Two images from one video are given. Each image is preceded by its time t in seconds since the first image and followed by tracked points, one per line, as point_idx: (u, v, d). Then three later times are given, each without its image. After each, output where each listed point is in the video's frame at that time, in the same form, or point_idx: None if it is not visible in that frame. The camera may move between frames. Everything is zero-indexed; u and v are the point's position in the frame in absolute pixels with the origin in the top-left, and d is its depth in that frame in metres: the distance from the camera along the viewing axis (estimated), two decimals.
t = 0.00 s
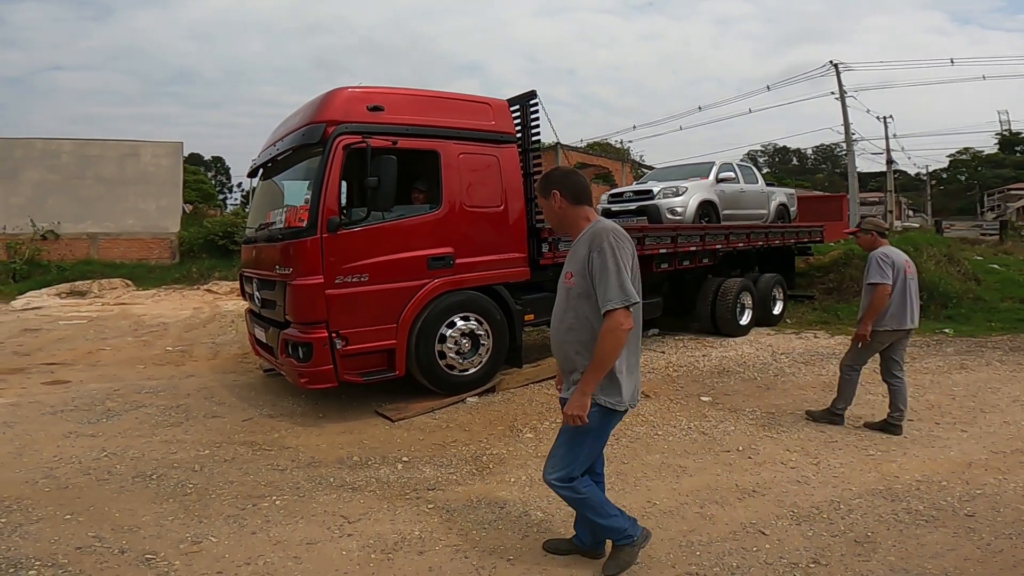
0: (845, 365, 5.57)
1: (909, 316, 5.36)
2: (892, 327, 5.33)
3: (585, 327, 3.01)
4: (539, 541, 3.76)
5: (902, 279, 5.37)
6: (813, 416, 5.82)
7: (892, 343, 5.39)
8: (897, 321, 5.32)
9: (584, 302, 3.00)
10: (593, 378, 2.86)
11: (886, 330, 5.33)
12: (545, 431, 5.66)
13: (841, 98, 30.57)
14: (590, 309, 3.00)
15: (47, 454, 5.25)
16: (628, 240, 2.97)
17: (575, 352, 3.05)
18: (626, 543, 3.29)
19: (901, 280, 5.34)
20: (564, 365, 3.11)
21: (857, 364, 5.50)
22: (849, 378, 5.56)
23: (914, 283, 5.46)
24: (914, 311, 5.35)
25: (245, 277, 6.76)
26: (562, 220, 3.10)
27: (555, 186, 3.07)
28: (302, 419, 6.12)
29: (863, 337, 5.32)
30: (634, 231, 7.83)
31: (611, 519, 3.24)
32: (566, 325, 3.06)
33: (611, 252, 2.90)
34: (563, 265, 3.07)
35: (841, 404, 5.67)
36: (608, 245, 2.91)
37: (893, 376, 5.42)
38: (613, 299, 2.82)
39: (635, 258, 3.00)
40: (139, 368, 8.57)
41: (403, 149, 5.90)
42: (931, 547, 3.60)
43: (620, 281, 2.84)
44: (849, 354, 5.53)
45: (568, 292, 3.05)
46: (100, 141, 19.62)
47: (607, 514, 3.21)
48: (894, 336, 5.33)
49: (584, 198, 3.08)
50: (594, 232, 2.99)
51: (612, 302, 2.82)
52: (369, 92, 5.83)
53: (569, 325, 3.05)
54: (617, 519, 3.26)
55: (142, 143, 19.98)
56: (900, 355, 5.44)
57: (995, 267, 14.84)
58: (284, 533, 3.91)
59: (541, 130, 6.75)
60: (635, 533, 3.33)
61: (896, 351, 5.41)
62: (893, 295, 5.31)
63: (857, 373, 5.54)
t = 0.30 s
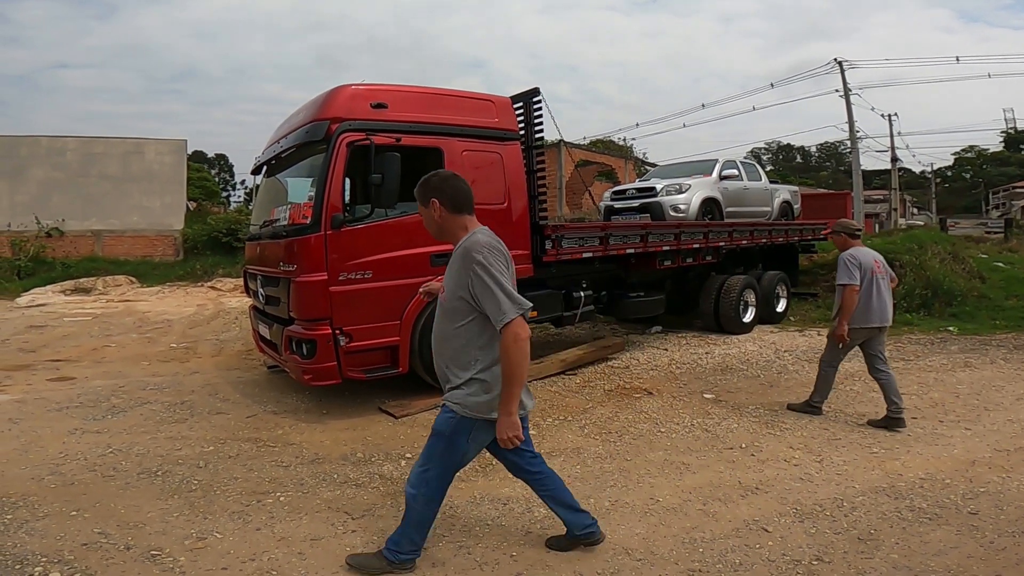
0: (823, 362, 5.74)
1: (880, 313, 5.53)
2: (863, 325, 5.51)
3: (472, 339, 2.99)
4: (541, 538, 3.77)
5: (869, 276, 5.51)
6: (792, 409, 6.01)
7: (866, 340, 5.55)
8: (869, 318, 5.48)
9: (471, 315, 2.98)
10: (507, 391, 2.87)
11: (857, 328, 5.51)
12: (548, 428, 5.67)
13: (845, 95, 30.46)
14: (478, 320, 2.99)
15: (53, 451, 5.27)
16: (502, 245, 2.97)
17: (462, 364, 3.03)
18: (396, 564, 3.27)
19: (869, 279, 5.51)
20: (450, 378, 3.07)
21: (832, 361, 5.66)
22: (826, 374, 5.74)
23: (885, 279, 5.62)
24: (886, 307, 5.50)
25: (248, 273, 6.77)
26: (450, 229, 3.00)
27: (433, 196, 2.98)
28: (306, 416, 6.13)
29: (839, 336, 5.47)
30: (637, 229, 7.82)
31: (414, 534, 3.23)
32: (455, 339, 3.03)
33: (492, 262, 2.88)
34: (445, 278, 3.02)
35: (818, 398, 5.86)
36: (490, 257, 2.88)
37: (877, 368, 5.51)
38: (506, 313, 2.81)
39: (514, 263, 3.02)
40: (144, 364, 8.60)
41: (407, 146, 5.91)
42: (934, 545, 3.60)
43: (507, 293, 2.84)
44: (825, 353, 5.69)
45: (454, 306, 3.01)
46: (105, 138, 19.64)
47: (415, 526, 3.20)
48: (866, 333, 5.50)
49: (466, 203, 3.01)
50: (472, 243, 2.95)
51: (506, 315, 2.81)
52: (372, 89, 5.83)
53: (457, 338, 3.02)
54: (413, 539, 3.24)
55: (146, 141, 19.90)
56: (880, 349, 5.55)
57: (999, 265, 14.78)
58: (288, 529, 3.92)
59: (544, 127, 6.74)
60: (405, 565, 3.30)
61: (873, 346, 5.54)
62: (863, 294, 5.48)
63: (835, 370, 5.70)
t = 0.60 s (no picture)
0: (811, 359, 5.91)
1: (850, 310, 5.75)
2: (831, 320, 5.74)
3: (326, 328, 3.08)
4: (544, 540, 3.78)
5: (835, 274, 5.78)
6: (795, 411, 6.02)
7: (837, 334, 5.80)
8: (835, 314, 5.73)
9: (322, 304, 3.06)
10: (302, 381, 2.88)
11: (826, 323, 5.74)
12: (550, 430, 5.67)
13: (846, 96, 30.45)
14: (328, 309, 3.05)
15: (57, 453, 5.28)
16: (361, 237, 2.99)
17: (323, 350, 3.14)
18: (397, 567, 3.31)
19: (836, 275, 5.77)
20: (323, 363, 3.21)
21: (820, 355, 5.84)
22: (819, 370, 5.87)
23: (857, 276, 5.82)
24: (852, 303, 5.73)
25: (251, 277, 6.78)
26: (317, 218, 3.11)
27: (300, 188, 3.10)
28: (308, 419, 6.15)
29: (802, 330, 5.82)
30: (638, 231, 7.83)
31: (398, 534, 3.28)
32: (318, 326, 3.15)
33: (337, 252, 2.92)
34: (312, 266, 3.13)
35: (819, 399, 5.88)
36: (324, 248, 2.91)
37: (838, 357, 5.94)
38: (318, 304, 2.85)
39: (372, 257, 3.02)
40: (146, 367, 8.61)
41: (408, 149, 5.92)
42: (937, 546, 3.60)
43: (326, 286, 2.86)
44: (811, 348, 5.90)
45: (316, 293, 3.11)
46: (106, 140, 19.67)
47: (392, 526, 3.25)
48: (838, 328, 5.69)
49: (331, 195, 3.10)
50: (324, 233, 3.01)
51: (316, 307, 2.85)
52: (373, 92, 5.84)
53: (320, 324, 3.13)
54: (399, 540, 3.28)
55: (148, 143, 19.97)
56: (846, 342, 5.93)
57: (1001, 265, 14.76)
58: (292, 532, 3.93)
59: (545, 130, 6.76)
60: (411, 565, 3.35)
61: (843, 338, 5.87)
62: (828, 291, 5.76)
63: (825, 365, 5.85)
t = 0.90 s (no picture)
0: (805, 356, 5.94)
1: (831, 303, 5.84)
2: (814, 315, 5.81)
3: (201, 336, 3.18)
4: (546, 538, 3.78)
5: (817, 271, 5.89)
6: (796, 409, 6.01)
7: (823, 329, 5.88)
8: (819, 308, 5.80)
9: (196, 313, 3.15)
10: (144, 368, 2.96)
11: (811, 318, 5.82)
12: (551, 429, 5.68)
13: (845, 94, 30.42)
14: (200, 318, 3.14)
15: (59, 455, 5.29)
16: (235, 254, 3.09)
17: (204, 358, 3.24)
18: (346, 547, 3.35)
19: (815, 271, 5.88)
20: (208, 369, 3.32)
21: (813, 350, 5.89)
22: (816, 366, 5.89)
23: (835, 273, 5.94)
24: (832, 299, 5.82)
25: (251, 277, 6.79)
26: (203, 233, 3.25)
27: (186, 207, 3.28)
28: (310, 418, 6.15)
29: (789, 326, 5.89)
30: (638, 229, 7.83)
31: (323, 515, 3.31)
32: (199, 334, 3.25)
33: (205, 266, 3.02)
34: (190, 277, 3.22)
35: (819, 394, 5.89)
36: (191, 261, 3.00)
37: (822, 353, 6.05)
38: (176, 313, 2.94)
39: (241, 273, 3.11)
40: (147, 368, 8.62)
41: (408, 149, 5.92)
42: (938, 543, 3.61)
43: (188, 298, 2.95)
44: (804, 345, 5.94)
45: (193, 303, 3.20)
46: (105, 142, 19.64)
47: (307, 511, 3.29)
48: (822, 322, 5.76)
49: (217, 212, 3.26)
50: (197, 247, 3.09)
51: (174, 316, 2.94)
52: (373, 93, 5.84)
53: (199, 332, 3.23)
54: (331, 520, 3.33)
55: (146, 144, 19.93)
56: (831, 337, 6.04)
57: (1001, 263, 14.76)
58: (293, 532, 3.94)
59: (545, 129, 6.76)
60: (363, 540, 3.38)
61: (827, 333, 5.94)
62: (808, 286, 5.87)
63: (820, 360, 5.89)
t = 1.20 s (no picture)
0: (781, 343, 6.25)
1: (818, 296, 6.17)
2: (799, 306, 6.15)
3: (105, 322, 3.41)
4: (547, 533, 3.79)
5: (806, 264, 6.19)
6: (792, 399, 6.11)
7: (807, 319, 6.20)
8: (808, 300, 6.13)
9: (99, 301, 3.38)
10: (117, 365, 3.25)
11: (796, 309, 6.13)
12: (551, 424, 5.68)
13: (843, 90, 30.39)
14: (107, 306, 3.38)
15: (60, 453, 5.29)
16: (123, 243, 3.37)
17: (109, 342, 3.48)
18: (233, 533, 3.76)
19: (805, 265, 6.18)
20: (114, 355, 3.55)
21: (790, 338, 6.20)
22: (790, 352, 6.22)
23: (820, 267, 6.28)
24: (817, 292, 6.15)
25: (251, 274, 6.80)
26: (100, 227, 3.44)
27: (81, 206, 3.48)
28: (310, 415, 6.15)
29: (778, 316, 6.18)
30: (638, 224, 7.82)
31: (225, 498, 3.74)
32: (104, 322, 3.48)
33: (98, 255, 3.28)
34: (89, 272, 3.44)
35: (805, 374, 6.13)
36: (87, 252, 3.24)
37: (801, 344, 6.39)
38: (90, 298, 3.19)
39: (134, 261, 3.38)
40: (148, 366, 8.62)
41: (407, 145, 5.91)
42: (939, 537, 3.62)
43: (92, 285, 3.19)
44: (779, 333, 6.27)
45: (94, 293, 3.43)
46: (104, 141, 19.59)
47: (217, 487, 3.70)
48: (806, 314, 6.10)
49: (110, 207, 3.48)
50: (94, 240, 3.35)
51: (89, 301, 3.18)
52: (372, 89, 5.83)
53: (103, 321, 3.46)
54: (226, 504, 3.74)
55: (145, 142, 19.83)
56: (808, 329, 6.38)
57: (1001, 257, 14.74)
58: (295, 528, 3.94)
59: (544, 125, 6.75)
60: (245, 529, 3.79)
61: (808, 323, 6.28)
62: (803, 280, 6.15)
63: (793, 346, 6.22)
